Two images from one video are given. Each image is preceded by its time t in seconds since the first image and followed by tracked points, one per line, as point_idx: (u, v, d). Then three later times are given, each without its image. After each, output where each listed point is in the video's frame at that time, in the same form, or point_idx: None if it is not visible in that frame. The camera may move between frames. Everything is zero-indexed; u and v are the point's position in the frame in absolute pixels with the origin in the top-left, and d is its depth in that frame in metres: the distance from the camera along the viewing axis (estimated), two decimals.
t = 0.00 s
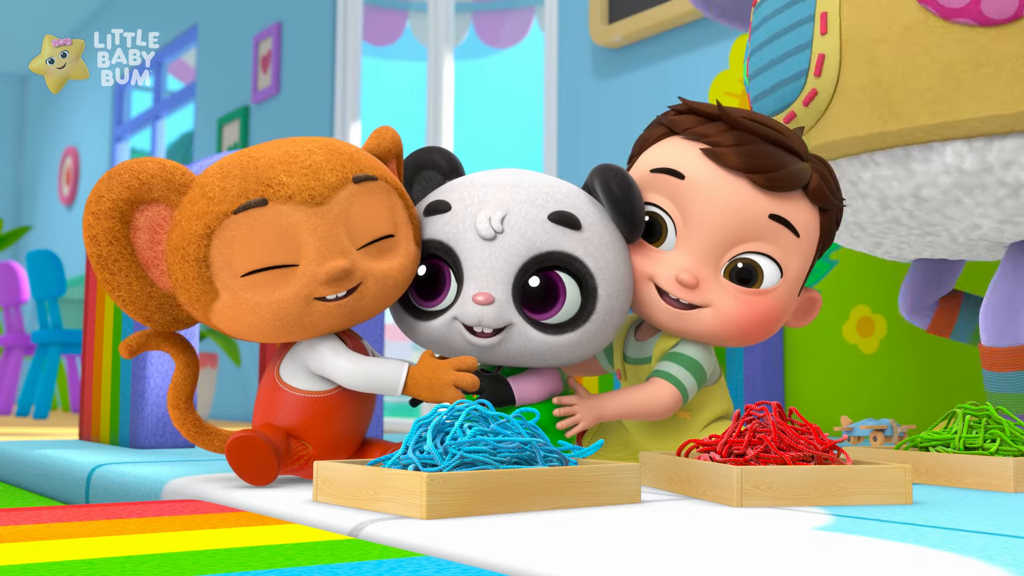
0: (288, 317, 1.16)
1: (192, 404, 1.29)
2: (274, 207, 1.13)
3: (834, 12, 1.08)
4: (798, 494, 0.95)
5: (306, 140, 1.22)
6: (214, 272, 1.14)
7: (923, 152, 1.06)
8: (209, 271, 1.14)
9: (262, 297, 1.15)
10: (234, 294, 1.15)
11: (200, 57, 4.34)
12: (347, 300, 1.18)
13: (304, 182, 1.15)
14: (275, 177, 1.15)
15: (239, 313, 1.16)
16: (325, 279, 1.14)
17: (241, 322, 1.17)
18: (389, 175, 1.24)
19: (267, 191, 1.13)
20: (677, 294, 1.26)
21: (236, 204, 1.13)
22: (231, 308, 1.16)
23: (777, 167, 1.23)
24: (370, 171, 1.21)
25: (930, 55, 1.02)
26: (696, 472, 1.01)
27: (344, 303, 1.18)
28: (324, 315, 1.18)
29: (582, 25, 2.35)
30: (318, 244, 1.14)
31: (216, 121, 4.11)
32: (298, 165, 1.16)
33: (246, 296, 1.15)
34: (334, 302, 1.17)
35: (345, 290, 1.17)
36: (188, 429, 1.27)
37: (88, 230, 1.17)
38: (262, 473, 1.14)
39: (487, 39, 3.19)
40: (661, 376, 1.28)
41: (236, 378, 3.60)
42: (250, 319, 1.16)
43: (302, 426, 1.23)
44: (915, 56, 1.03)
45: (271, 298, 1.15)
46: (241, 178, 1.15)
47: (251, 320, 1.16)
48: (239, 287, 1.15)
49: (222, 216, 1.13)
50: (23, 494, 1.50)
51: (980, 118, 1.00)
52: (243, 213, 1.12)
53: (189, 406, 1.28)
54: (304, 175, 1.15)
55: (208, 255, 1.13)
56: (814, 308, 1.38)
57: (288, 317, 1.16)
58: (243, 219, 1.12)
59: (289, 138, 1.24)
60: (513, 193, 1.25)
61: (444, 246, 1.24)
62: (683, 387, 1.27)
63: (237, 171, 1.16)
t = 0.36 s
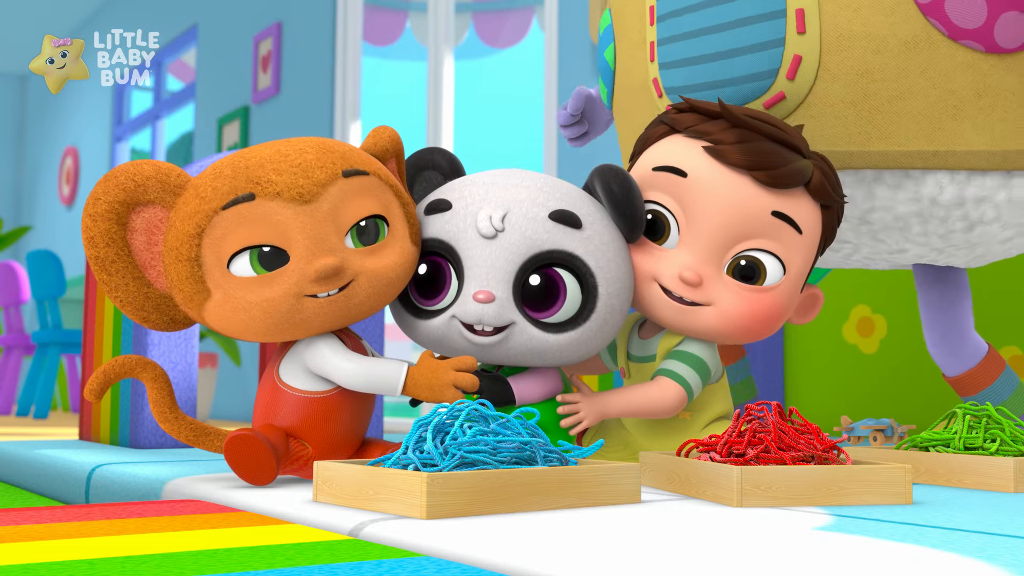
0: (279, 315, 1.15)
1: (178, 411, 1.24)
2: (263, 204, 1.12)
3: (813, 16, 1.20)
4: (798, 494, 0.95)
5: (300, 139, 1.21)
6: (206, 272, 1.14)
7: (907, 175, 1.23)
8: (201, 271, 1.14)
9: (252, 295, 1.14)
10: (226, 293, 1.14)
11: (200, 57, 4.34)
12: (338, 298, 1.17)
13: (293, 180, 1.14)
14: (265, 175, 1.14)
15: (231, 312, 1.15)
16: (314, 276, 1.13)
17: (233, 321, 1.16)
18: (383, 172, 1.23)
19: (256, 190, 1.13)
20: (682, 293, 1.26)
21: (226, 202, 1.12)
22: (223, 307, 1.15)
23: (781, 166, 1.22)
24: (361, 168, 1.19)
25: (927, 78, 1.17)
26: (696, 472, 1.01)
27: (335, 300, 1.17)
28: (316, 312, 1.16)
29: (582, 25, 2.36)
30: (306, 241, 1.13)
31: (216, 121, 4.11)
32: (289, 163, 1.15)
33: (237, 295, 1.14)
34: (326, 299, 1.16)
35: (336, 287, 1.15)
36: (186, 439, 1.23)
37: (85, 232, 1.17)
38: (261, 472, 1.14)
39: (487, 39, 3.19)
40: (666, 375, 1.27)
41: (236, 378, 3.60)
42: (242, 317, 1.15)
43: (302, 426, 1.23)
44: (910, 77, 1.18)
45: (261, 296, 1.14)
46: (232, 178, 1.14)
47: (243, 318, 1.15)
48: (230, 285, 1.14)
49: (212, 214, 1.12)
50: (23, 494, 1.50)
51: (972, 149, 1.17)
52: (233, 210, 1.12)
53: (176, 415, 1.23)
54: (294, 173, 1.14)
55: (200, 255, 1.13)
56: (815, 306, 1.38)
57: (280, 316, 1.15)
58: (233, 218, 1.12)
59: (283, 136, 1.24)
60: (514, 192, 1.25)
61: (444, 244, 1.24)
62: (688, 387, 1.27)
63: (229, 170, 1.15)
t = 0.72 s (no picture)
0: (283, 322, 1.17)
1: (183, 413, 1.25)
2: (267, 213, 1.14)
3: (785, 12, 1.26)
4: (791, 494, 0.97)
5: (304, 148, 1.23)
6: (212, 279, 1.16)
7: (855, 169, 1.36)
8: (206, 278, 1.16)
9: (256, 302, 1.16)
10: (231, 300, 1.16)
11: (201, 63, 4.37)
12: (340, 305, 1.18)
13: (298, 189, 1.16)
14: (270, 184, 1.16)
15: (235, 319, 1.17)
16: (317, 284, 1.15)
17: (237, 327, 1.18)
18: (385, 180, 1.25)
19: (260, 198, 1.15)
20: (674, 298, 1.28)
21: (230, 209, 1.14)
22: (228, 313, 1.17)
23: (768, 172, 1.26)
24: (364, 176, 1.21)
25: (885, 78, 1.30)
26: (692, 473, 1.02)
27: (338, 306, 1.18)
28: (319, 318, 1.18)
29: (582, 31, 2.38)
30: (310, 249, 1.15)
31: (218, 126, 4.13)
32: (293, 172, 1.17)
33: (242, 302, 1.16)
34: (329, 305, 1.18)
35: (338, 295, 1.17)
36: (189, 440, 1.24)
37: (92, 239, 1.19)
38: (264, 475, 1.16)
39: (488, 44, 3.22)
40: (661, 381, 1.29)
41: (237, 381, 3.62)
42: (246, 324, 1.17)
43: (304, 429, 1.24)
44: (871, 76, 1.30)
45: (265, 303, 1.15)
46: (237, 186, 1.16)
47: (247, 325, 1.17)
48: (234, 292, 1.16)
49: (216, 220, 1.14)
50: (28, 496, 1.51)
51: (919, 142, 1.34)
52: (238, 217, 1.14)
53: (181, 417, 1.25)
54: (299, 182, 1.16)
55: (205, 262, 1.15)
56: (809, 310, 1.40)
57: (285, 322, 1.17)
58: (238, 225, 1.14)
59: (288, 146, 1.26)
60: (514, 200, 1.27)
61: (444, 251, 1.26)
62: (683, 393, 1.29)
63: (234, 179, 1.17)
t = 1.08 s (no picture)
0: (302, 354, 1.31)
1: (212, 433, 1.40)
2: (289, 258, 1.28)
3: (683, 137, 1.49)
4: (747, 503, 1.10)
5: (323, 199, 1.37)
6: (239, 316, 1.30)
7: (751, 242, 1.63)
8: (235, 314, 1.30)
9: (279, 337, 1.30)
10: (256, 334, 1.31)
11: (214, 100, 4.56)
12: (353, 339, 1.33)
13: (317, 237, 1.29)
14: (292, 232, 1.30)
15: (260, 351, 1.32)
16: (333, 321, 1.29)
17: (261, 358, 1.32)
18: (394, 227, 1.39)
19: (283, 244, 1.29)
20: (656, 333, 1.41)
21: (256, 254, 1.28)
22: (253, 346, 1.31)
23: (739, 221, 1.41)
24: (376, 224, 1.35)
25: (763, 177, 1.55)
26: (662, 485, 1.16)
27: (351, 341, 1.33)
28: (335, 350, 1.33)
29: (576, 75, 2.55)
30: (327, 290, 1.29)
31: (229, 161, 4.32)
32: (312, 222, 1.31)
33: (266, 336, 1.30)
34: (343, 339, 1.32)
35: (352, 330, 1.31)
36: (217, 456, 1.39)
37: (133, 277, 1.34)
38: (283, 488, 1.30)
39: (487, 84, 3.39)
40: (639, 409, 1.43)
41: (246, 408, 3.76)
42: (269, 355, 1.31)
43: (318, 448, 1.38)
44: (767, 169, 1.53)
45: (287, 337, 1.30)
46: (262, 234, 1.30)
47: (270, 356, 1.31)
48: (260, 327, 1.30)
49: (244, 263, 1.28)
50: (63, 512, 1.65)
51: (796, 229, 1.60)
52: (264, 260, 1.28)
53: (210, 437, 1.39)
54: (318, 231, 1.30)
55: (233, 300, 1.29)
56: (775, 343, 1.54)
57: (304, 354, 1.31)
58: (263, 268, 1.28)
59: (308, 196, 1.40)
60: (506, 245, 1.41)
61: (444, 292, 1.40)
62: (659, 417, 1.43)
63: (260, 227, 1.31)
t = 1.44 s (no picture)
0: (324, 393, 1.49)
1: (239, 461, 1.57)
2: (315, 309, 1.47)
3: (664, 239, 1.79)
4: (707, 520, 1.27)
5: (344, 256, 1.56)
6: (268, 359, 1.49)
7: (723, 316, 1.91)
8: (265, 357, 1.49)
9: (304, 377, 1.48)
10: (284, 375, 1.49)
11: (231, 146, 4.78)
12: (368, 381, 1.50)
13: (339, 290, 1.48)
14: (317, 286, 1.48)
15: (287, 390, 1.50)
16: (352, 364, 1.46)
17: (288, 396, 1.50)
18: (405, 282, 1.57)
19: (309, 296, 1.48)
20: (628, 372, 1.58)
21: (286, 304, 1.48)
22: (281, 385, 1.50)
23: (703, 273, 1.60)
24: (389, 279, 1.54)
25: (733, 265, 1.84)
26: (633, 505, 1.33)
27: (367, 383, 1.50)
28: (353, 391, 1.50)
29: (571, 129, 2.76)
30: (347, 337, 1.47)
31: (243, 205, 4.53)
32: (335, 277, 1.50)
33: (292, 376, 1.49)
34: (360, 381, 1.50)
35: (368, 372, 1.48)
36: (244, 481, 1.56)
37: (175, 323, 1.53)
38: (303, 508, 1.47)
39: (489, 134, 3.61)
40: (619, 441, 1.60)
41: (256, 442, 3.93)
42: (294, 393, 1.49)
43: (334, 473, 1.55)
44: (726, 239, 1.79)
45: (310, 378, 1.48)
46: (291, 287, 1.49)
47: (295, 394, 1.49)
48: (287, 368, 1.49)
49: (275, 313, 1.47)
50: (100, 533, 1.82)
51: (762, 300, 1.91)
52: (293, 310, 1.47)
53: (237, 464, 1.57)
54: (340, 285, 1.49)
55: (264, 345, 1.48)
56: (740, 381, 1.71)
57: (325, 392, 1.49)
58: (291, 317, 1.47)
59: (331, 252, 1.59)
60: (500, 294, 1.59)
61: (444, 335, 1.58)
62: (636, 447, 1.60)
63: (288, 280, 1.50)
